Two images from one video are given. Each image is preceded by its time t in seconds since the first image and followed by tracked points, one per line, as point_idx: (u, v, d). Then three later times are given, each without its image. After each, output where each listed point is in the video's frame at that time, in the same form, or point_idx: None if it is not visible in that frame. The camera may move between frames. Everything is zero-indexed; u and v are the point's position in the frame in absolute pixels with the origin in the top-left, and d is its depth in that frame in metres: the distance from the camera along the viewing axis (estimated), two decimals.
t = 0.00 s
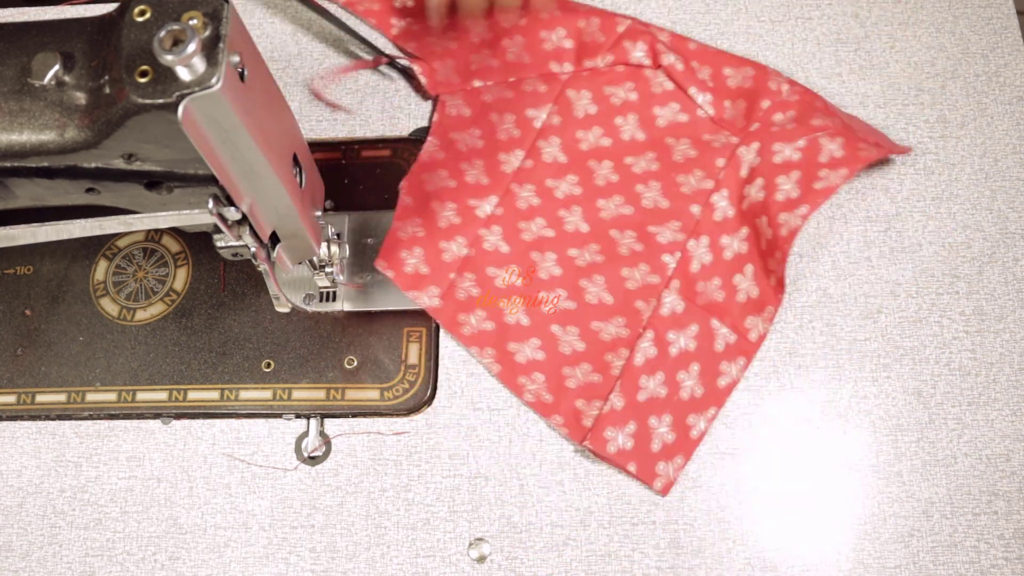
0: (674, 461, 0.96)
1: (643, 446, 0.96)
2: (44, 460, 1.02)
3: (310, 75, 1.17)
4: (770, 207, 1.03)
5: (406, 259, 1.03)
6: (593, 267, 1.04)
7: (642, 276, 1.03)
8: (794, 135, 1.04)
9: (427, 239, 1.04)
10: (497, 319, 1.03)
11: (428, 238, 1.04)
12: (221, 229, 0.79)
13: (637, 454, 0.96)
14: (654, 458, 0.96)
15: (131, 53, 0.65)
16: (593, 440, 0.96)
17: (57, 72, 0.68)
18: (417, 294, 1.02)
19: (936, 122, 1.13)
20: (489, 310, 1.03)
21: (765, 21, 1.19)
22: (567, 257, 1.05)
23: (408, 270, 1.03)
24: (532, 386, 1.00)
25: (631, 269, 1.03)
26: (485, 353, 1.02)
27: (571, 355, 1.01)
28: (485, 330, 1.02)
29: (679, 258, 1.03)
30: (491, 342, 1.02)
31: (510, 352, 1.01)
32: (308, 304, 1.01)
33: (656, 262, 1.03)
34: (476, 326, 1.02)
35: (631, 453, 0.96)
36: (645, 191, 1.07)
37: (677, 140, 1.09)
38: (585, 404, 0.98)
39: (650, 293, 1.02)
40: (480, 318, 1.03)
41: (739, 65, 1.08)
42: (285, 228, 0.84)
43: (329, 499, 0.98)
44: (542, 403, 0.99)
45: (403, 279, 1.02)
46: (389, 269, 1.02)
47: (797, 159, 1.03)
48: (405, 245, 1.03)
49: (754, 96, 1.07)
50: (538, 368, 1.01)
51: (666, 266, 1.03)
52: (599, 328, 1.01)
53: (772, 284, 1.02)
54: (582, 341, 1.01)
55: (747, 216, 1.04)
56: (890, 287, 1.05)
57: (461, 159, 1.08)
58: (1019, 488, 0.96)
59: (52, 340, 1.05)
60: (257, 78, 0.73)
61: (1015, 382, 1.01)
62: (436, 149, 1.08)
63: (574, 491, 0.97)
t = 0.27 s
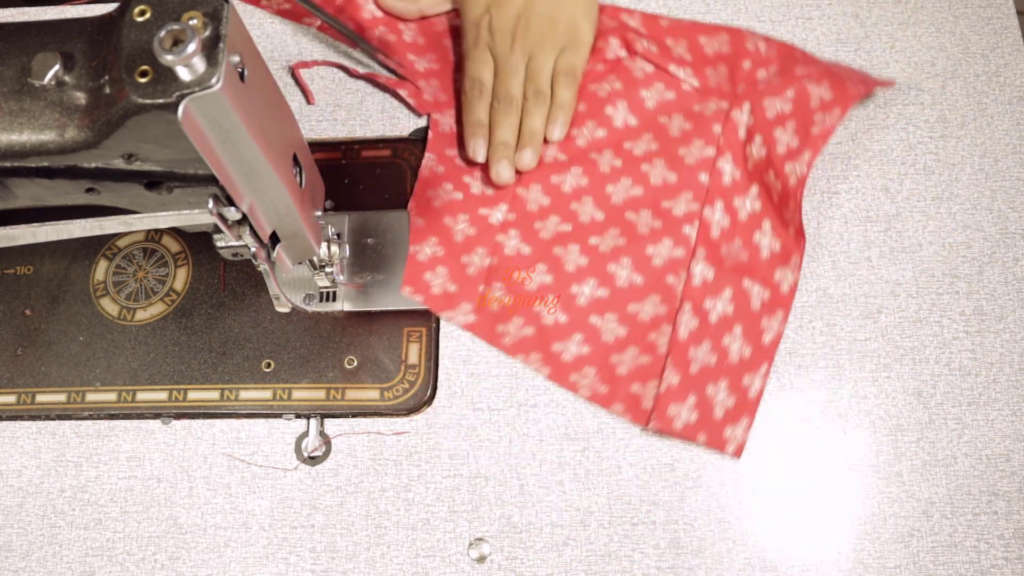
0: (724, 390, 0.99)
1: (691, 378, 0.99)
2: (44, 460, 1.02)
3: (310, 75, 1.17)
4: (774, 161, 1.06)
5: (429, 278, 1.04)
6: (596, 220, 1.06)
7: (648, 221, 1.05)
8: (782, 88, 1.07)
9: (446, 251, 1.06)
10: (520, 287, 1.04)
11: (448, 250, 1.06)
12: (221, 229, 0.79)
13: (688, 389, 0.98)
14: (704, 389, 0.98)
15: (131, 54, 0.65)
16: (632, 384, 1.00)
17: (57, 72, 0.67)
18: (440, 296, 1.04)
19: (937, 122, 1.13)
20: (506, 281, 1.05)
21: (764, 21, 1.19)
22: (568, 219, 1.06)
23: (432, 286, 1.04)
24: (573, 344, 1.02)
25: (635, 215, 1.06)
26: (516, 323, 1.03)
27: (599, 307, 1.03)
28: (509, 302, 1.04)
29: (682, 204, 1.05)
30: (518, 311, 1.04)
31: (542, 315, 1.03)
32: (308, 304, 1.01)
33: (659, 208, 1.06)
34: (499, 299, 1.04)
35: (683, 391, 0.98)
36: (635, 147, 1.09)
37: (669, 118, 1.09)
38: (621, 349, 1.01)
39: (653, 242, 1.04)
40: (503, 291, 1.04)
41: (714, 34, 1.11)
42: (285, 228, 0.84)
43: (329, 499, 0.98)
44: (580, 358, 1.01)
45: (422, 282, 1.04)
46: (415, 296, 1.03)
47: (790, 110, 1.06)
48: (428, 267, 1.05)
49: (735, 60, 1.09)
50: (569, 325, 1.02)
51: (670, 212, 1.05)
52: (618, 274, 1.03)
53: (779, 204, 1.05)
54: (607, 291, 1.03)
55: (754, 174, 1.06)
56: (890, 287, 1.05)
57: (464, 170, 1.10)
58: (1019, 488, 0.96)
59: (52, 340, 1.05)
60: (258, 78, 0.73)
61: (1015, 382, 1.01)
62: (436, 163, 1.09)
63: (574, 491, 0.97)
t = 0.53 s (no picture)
0: (743, 360, 1.00)
1: (711, 350, 0.99)
2: (44, 460, 1.02)
3: (310, 75, 1.17)
4: (775, 131, 1.07)
5: (442, 269, 1.03)
6: (603, 199, 1.05)
7: (655, 198, 1.04)
8: (776, 59, 1.09)
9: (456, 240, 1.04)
10: (534, 271, 1.03)
11: (460, 240, 1.04)
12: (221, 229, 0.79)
13: (709, 361, 0.99)
14: (724, 360, 0.99)
15: (131, 54, 0.65)
16: (654, 360, 1.00)
17: (57, 72, 0.68)
18: (453, 287, 1.03)
19: (937, 122, 1.13)
20: (518, 267, 1.03)
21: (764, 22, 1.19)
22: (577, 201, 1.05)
23: (447, 278, 1.03)
24: (592, 325, 1.01)
25: (642, 192, 1.05)
26: (531, 309, 1.02)
27: (614, 287, 1.02)
28: (524, 288, 1.03)
29: (689, 180, 1.04)
30: (533, 296, 1.02)
31: (557, 298, 1.02)
32: (308, 304, 1.02)
33: (666, 184, 1.05)
34: (513, 286, 1.03)
35: (704, 363, 0.98)
36: (636, 124, 1.08)
37: (668, 95, 1.09)
38: (639, 326, 1.01)
39: (661, 219, 1.03)
40: (517, 277, 1.03)
41: (704, 10, 1.13)
42: (285, 228, 0.84)
43: (329, 499, 0.98)
44: (598, 339, 1.01)
45: (437, 275, 1.03)
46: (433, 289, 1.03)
47: (786, 80, 1.08)
48: (439, 259, 1.03)
49: (727, 34, 1.12)
50: (586, 306, 1.02)
51: (676, 186, 1.04)
52: (630, 252, 1.02)
53: (783, 174, 1.07)
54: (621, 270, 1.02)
55: (757, 146, 1.06)
56: (890, 287, 1.05)
57: (468, 159, 1.08)
58: (1019, 488, 0.96)
59: (52, 340, 1.05)
60: (257, 78, 0.73)
61: (1015, 382, 1.01)
62: (440, 154, 1.09)
63: (574, 491, 0.97)
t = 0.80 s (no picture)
0: (802, 257, 1.05)
1: (770, 254, 1.05)
2: (44, 460, 1.02)
3: (310, 75, 1.17)
4: (760, 48, 1.15)
5: (494, 252, 1.07)
6: (626, 147, 1.09)
7: (672, 132, 1.09)
8: None
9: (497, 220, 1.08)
10: (585, 231, 1.06)
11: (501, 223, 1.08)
12: (222, 229, 0.79)
13: (770, 267, 1.04)
14: (785, 260, 1.05)
15: (131, 54, 0.65)
16: (719, 275, 1.04)
17: (57, 72, 0.68)
18: (506, 267, 1.06)
19: (936, 122, 1.13)
20: (567, 230, 1.07)
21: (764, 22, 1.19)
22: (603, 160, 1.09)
23: (501, 259, 1.06)
24: (655, 262, 1.05)
25: (659, 129, 1.10)
26: (592, 265, 1.05)
27: (662, 221, 1.06)
28: (580, 247, 1.06)
29: (700, 112, 1.10)
30: (591, 252, 1.06)
31: (613, 247, 1.05)
32: (308, 304, 1.02)
33: (679, 117, 1.10)
34: (569, 248, 1.06)
35: (763, 270, 1.04)
36: (632, 72, 1.13)
37: (650, 39, 1.15)
38: (694, 251, 1.05)
39: (682, 151, 1.08)
40: (569, 239, 1.06)
41: None
42: (285, 228, 0.84)
43: (329, 499, 0.98)
44: (663, 274, 1.04)
45: (491, 260, 1.06)
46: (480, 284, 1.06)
47: None
48: (489, 245, 1.07)
49: None
50: (642, 247, 1.05)
51: (690, 116, 1.10)
52: (667, 186, 1.07)
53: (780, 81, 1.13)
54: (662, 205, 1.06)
55: (748, 60, 1.14)
56: (890, 287, 1.05)
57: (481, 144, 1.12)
58: (1019, 487, 0.96)
59: (52, 340, 1.05)
60: (257, 77, 0.73)
61: (1015, 382, 1.01)
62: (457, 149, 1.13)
63: (574, 491, 0.97)
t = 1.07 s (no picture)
0: (809, 185, 1.08)
1: (779, 187, 1.06)
2: (44, 460, 1.02)
3: (310, 75, 1.17)
4: None
5: (511, 227, 1.07)
6: (620, 108, 1.11)
7: (663, 86, 1.11)
8: None
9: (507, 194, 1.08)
10: (596, 194, 1.08)
11: (513, 197, 1.08)
12: (222, 229, 0.79)
13: (779, 192, 1.06)
14: (792, 190, 1.07)
15: (131, 54, 0.65)
16: (731, 208, 1.06)
17: (57, 72, 0.68)
18: (524, 237, 1.07)
19: (937, 122, 1.13)
20: (579, 195, 1.08)
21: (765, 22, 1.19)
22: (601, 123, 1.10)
23: (519, 233, 1.07)
24: (669, 213, 1.06)
25: (648, 85, 1.12)
26: (608, 224, 1.06)
27: (669, 173, 1.08)
28: (594, 210, 1.07)
29: (685, 66, 1.12)
30: (605, 213, 1.07)
31: (625, 203, 1.07)
32: (308, 304, 1.02)
33: (665, 71, 1.12)
34: (584, 213, 1.07)
35: (770, 182, 1.06)
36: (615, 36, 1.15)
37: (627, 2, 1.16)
38: (703, 197, 1.07)
39: (673, 103, 1.10)
40: (583, 203, 1.07)
41: None
42: (285, 228, 0.84)
43: (329, 499, 0.98)
44: (677, 224, 1.06)
45: (508, 234, 1.07)
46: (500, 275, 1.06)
47: None
48: (505, 219, 1.07)
49: None
50: (654, 200, 1.07)
51: (676, 69, 1.12)
52: (667, 138, 1.09)
53: (757, 20, 1.15)
54: (664, 156, 1.08)
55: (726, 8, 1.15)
56: (890, 287, 1.05)
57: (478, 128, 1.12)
58: (1019, 487, 0.96)
59: (52, 340, 1.05)
60: (258, 77, 0.73)
61: (1015, 382, 1.01)
62: (455, 129, 1.11)
63: (574, 491, 0.97)
